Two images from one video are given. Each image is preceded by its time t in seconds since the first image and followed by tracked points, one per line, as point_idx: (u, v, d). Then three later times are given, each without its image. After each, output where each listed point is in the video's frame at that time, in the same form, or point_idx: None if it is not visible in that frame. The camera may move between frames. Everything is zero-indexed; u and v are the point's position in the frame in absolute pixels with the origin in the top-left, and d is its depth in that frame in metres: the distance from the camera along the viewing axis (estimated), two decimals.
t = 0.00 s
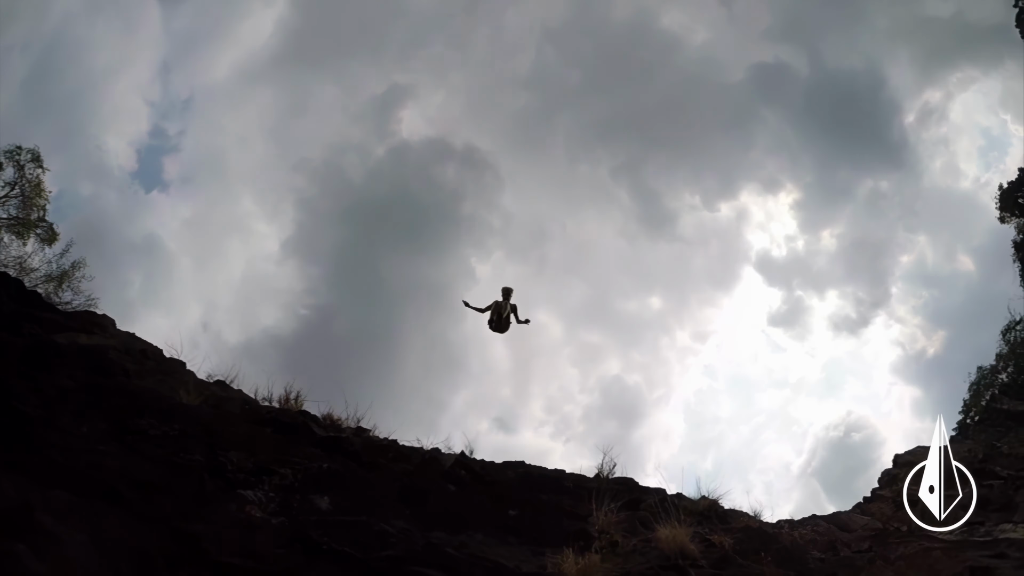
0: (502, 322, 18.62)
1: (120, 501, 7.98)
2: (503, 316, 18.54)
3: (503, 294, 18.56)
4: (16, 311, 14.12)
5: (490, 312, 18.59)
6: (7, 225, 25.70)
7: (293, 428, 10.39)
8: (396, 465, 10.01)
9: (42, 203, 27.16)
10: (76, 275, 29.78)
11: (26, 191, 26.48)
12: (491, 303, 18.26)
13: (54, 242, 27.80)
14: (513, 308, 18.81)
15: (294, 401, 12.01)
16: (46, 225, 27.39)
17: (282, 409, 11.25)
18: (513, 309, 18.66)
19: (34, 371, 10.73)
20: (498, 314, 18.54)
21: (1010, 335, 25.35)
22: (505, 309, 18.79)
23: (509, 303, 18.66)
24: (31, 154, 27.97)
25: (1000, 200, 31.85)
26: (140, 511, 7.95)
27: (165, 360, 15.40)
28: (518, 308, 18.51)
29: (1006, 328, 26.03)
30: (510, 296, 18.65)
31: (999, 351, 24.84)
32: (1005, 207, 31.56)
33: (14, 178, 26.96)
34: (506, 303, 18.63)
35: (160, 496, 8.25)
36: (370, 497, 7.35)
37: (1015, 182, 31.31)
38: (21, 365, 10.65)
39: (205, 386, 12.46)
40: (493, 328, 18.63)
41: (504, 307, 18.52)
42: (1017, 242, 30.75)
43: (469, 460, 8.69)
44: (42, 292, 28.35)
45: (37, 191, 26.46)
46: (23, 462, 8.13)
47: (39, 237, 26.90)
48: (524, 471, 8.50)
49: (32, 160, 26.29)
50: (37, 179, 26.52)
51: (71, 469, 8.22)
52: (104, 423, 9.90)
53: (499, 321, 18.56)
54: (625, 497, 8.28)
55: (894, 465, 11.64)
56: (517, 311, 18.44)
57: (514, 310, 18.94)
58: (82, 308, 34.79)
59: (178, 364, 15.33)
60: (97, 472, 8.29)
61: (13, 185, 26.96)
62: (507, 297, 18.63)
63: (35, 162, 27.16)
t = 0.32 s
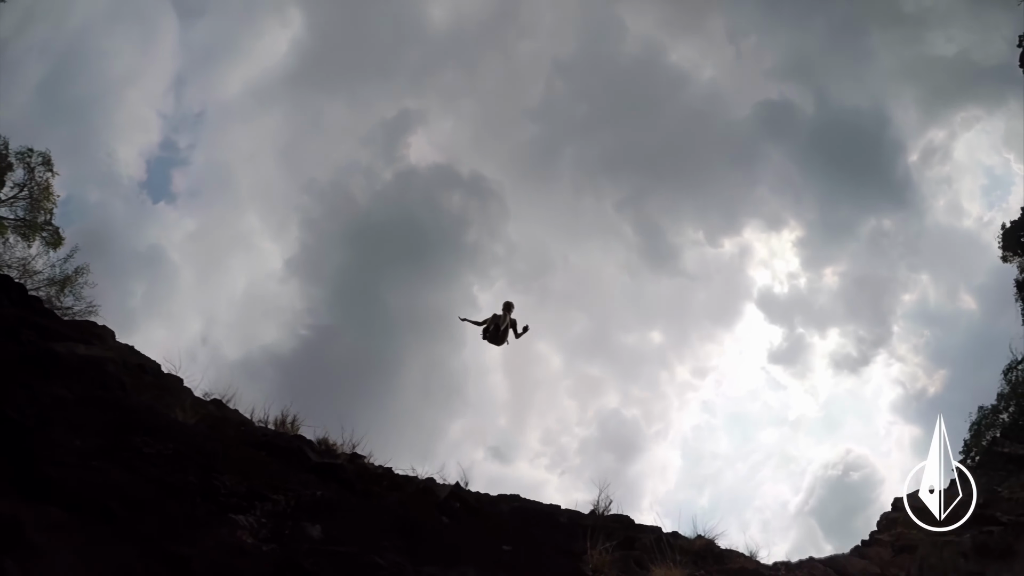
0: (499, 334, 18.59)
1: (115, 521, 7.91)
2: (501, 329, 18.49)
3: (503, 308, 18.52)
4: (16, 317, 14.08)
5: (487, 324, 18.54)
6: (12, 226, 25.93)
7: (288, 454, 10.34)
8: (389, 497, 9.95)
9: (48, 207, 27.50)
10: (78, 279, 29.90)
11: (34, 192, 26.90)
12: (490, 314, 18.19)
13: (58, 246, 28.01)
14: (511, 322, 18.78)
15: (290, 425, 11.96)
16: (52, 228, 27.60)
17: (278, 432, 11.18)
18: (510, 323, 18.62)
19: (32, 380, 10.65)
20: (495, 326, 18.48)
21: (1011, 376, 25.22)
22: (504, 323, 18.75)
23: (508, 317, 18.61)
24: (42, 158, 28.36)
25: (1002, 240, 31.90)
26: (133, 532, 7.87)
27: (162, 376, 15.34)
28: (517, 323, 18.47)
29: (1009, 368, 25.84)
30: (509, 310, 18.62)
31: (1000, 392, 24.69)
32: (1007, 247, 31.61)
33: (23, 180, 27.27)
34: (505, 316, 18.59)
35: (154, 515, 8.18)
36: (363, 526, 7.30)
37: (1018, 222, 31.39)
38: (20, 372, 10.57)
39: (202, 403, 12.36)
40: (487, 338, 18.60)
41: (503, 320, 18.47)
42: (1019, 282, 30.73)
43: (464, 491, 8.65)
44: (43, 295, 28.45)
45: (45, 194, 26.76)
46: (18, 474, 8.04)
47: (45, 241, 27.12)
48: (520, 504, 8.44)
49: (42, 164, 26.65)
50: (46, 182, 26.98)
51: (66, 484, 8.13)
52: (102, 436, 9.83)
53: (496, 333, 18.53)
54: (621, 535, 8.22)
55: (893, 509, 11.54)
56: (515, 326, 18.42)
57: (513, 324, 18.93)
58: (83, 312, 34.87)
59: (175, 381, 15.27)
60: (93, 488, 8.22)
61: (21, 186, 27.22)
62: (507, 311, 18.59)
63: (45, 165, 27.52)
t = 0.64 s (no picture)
0: (493, 343, 18.60)
1: (104, 536, 7.78)
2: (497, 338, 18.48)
3: (500, 318, 18.51)
4: (14, 320, 14.04)
5: (482, 331, 18.46)
6: (15, 224, 26.12)
7: (279, 475, 10.30)
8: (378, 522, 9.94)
9: (52, 207, 27.70)
10: (78, 281, 30.01)
11: (39, 192, 27.33)
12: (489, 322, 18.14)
13: (60, 247, 28.21)
14: (506, 331, 18.83)
15: (282, 447, 11.91)
16: (54, 228, 27.78)
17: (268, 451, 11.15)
18: (504, 332, 18.65)
19: (24, 384, 10.49)
20: (490, 334, 18.44)
21: (1008, 414, 25.14)
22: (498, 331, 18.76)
23: (504, 326, 18.63)
24: (50, 158, 28.68)
25: (1001, 277, 32.01)
26: (123, 549, 7.75)
27: (156, 388, 15.27)
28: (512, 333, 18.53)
29: (1006, 405, 25.78)
30: (507, 319, 18.65)
31: (998, 430, 24.56)
32: (1005, 283, 31.73)
33: (28, 179, 27.50)
34: (502, 325, 18.58)
35: (143, 531, 8.07)
36: (352, 551, 7.25)
37: (1016, 260, 31.50)
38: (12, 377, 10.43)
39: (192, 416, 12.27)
40: (480, 344, 18.57)
41: (498, 328, 18.48)
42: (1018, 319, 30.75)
43: (455, 519, 8.61)
44: (42, 295, 28.56)
45: (51, 194, 27.46)
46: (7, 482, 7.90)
47: (47, 241, 27.36)
48: (511, 534, 8.42)
49: (51, 165, 27.06)
50: (52, 182, 27.52)
51: (57, 495, 8.02)
52: (93, 445, 9.69)
53: (490, 341, 18.51)
54: (612, 570, 8.15)
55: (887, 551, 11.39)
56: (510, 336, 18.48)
57: (506, 333, 18.97)
58: (81, 314, 34.88)
59: (169, 394, 15.19)
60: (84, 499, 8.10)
61: (26, 185, 27.47)
62: (502, 320, 18.61)
63: (52, 165, 27.89)
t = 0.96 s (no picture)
0: (481, 344, 18.80)
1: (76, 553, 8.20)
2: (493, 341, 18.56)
3: (491, 321, 18.68)
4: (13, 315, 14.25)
5: (471, 331, 18.72)
6: (15, 216, 26.30)
7: (259, 498, 10.96)
8: (361, 555, 10.93)
9: (53, 203, 28.01)
10: (72, 279, 30.17)
11: (41, 187, 27.68)
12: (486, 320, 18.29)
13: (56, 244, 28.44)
14: (496, 336, 18.98)
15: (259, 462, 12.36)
16: (52, 225, 28.01)
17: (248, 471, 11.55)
18: (493, 335, 18.81)
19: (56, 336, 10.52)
20: (478, 336, 18.66)
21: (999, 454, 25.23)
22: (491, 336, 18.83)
23: (493, 330, 18.82)
24: (52, 154, 28.78)
25: (996, 321, 32.42)
26: None
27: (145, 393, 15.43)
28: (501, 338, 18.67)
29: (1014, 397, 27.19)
30: (498, 324, 18.82)
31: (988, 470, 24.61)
32: (1000, 329, 32.16)
33: (31, 173, 27.83)
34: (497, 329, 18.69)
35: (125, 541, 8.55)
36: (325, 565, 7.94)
37: (1012, 304, 31.84)
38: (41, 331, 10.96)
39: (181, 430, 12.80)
40: (468, 344, 18.81)
41: (487, 331, 18.66)
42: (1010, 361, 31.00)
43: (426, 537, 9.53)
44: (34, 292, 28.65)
45: (53, 189, 27.81)
46: (8, 459, 8.21)
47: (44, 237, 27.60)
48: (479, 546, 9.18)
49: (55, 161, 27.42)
50: (53, 178, 27.76)
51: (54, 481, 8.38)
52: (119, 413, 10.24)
53: (478, 343, 18.73)
54: None
55: None
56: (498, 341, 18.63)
57: (498, 339, 19.15)
58: (74, 313, 35.04)
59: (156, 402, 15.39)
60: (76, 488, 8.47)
61: (29, 180, 27.78)
62: (494, 324, 18.79)
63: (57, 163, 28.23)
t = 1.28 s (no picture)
0: (467, 342, 11.43)
1: (77, 546, 6.51)
2: (479, 340, 11.72)
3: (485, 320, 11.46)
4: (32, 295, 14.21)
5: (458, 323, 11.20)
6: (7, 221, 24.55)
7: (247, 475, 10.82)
8: (361, 559, 9.03)
9: (53, 203, 24.44)
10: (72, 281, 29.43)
11: (40, 185, 24.05)
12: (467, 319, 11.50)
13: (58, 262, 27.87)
14: (484, 332, 11.64)
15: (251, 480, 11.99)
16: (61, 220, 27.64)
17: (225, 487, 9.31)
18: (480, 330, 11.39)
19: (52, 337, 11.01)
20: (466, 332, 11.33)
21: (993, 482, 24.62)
22: (480, 331, 11.77)
23: (483, 327, 11.56)
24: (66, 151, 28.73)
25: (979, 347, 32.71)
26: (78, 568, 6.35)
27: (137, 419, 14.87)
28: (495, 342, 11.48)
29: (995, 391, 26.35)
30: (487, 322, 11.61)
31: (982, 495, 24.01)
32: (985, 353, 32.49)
33: (30, 169, 24.04)
34: (487, 326, 11.88)
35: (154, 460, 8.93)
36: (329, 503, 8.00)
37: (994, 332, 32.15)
38: (31, 321, 10.21)
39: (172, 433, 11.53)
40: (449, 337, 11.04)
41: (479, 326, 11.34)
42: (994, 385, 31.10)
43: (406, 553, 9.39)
44: (26, 287, 27.04)
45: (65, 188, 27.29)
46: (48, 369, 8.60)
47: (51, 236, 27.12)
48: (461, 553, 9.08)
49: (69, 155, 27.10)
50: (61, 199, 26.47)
51: (23, 474, 6.57)
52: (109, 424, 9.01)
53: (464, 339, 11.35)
54: None
55: None
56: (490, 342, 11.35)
57: (486, 340, 11.73)
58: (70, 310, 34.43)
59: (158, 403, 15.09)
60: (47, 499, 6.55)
61: (27, 175, 24.01)
62: (486, 323, 11.80)
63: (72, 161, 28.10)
